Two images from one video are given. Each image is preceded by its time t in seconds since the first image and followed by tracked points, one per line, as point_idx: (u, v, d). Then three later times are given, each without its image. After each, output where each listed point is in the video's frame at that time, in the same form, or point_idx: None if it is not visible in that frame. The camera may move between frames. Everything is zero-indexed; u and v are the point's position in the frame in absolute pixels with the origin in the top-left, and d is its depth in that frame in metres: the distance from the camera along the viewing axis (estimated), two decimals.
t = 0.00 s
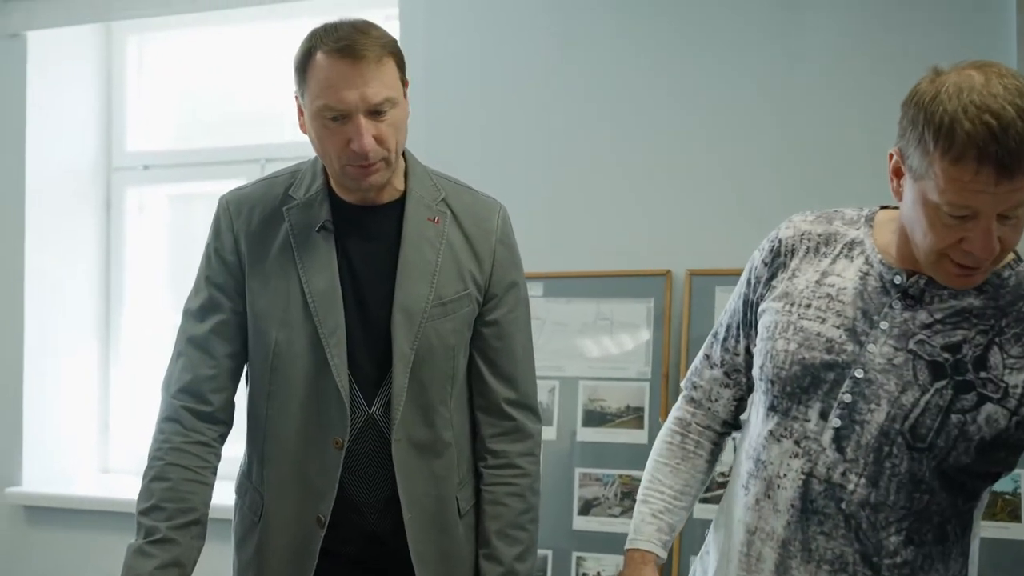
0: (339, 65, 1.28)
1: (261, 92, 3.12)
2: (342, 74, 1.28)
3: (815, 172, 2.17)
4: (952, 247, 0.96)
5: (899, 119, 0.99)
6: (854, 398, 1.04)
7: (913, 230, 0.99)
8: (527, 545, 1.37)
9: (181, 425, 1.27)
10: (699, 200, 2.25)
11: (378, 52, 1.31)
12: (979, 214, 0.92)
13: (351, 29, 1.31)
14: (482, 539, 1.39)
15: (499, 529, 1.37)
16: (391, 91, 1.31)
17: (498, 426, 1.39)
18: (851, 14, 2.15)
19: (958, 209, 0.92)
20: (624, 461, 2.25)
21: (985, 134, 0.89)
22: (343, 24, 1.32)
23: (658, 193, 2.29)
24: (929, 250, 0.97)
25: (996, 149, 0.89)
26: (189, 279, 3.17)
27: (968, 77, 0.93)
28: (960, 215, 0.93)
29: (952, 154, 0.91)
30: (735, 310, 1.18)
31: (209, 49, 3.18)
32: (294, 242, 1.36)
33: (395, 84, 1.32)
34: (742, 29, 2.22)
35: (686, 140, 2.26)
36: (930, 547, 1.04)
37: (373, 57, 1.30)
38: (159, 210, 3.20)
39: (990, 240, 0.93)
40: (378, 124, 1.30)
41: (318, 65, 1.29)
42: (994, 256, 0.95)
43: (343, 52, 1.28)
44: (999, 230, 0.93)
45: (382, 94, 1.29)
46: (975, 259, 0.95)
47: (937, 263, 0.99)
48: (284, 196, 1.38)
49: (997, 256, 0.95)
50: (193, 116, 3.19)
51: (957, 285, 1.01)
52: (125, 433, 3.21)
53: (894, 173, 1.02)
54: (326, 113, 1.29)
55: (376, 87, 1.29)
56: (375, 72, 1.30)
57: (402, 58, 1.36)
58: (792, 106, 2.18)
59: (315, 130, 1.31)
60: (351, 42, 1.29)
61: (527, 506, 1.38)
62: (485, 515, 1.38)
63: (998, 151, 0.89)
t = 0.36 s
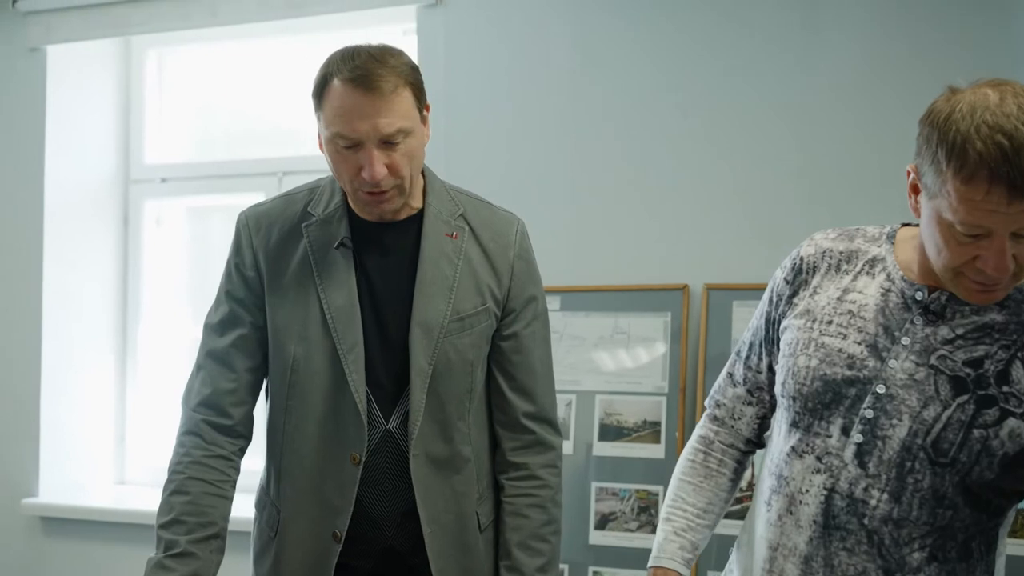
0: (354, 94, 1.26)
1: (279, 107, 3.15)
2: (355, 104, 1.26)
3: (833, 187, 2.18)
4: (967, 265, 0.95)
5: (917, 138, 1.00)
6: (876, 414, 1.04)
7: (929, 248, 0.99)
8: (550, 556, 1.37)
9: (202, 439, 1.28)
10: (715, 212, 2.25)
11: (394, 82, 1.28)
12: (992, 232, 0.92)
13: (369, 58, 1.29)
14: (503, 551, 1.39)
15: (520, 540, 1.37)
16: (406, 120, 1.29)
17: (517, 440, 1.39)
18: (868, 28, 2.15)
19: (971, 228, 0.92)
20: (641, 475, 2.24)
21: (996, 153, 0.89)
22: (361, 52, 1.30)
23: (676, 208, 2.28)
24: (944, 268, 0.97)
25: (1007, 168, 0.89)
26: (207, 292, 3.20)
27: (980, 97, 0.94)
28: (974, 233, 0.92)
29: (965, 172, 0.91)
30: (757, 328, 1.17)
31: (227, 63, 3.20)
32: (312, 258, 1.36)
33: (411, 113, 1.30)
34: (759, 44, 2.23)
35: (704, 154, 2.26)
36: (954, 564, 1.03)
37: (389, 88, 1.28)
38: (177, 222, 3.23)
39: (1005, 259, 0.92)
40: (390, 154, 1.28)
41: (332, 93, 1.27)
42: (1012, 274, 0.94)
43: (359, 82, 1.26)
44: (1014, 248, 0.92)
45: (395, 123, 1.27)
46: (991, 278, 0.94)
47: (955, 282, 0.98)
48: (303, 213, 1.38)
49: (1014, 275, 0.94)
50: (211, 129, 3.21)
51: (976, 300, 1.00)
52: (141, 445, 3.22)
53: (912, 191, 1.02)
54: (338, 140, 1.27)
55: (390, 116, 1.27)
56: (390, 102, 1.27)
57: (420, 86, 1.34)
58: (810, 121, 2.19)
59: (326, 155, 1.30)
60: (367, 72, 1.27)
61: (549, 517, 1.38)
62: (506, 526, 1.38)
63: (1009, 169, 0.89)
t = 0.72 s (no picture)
0: (374, 131, 1.21)
1: (295, 112, 3.16)
2: (375, 141, 1.21)
3: (853, 194, 2.18)
4: (976, 272, 0.96)
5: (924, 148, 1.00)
6: (897, 420, 1.03)
7: (940, 255, 1.00)
8: (572, 565, 1.37)
9: (229, 444, 1.28)
10: (732, 219, 2.26)
11: (416, 117, 1.22)
12: (998, 239, 0.92)
13: (389, 88, 1.22)
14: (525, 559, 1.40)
15: (543, 551, 1.37)
16: (426, 153, 1.24)
17: (540, 447, 1.39)
18: (888, 36, 2.15)
19: (978, 236, 0.93)
20: (658, 482, 2.24)
21: (998, 163, 0.90)
22: (382, 80, 1.24)
23: (693, 215, 2.28)
24: (955, 274, 0.98)
25: (1009, 177, 0.90)
26: (221, 295, 3.20)
27: (982, 106, 0.94)
28: (980, 241, 0.93)
29: (968, 182, 0.92)
30: (778, 340, 1.17)
31: (244, 68, 3.21)
32: (338, 266, 1.35)
33: (432, 145, 1.25)
34: (779, 51, 2.23)
35: (723, 161, 2.27)
36: (978, 569, 1.02)
37: (410, 124, 1.22)
38: (191, 226, 3.24)
39: (1011, 265, 0.93)
40: (410, 184, 1.25)
41: (350, 125, 1.22)
42: (1020, 279, 0.95)
43: (379, 119, 1.20)
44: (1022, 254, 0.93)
45: (416, 158, 1.23)
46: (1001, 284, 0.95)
47: (966, 288, 0.99)
48: (328, 220, 1.37)
49: None
50: (227, 133, 3.23)
51: (988, 307, 1.00)
52: (156, 448, 3.24)
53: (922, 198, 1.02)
54: (357, 171, 1.23)
55: (410, 152, 1.22)
56: (411, 139, 1.22)
57: (443, 112, 1.28)
58: (831, 128, 2.19)
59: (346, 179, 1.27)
60: (387, 108, 1.21)
61: (570, 527, 1.38)
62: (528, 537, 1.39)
63: (1011, 178, 0.90)
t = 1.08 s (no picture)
0: (388, 143, 1.25)
1: (283, 108, 3.16)
2: (389, 153, 1.25)
3: (840, 195, 2.22)
4: (927, 256, 0.99)
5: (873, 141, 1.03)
6: (871, 407, 1.06)
7: (892, 242, 1.02)
8: (569, 561, 1.39)
9: (235, 439, 1.29)
10: (722, 219, 2.30)
11: (429, 129, 1.27)
12: (947, 223, 0.95)
13: (403, 100, 1.26)
14: (523, 555, 1.41)
15: (542, 547, 1.39)
16: (438, 162, 1.28)
17: (541, 445, 1.41)
18: (877, 40, 2.20)
19: (928, 220, 0.95)
20: (648, 478, 2.27)
21: (943, 150, 0.93)
22: (394, 90, 1.27)
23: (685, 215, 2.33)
24: (908, 259, 1.01)
25: (954, 163, 0.92)
26: (207, 291, 3.19)
27: (929, 98, 0.97)
28: (929, 226, 0.96)
29: (915, 170, 0.94)
30: (745, 346, 1.19)
31: (233, 63, 3.21)
32: (344, 263, 1.37)
33: (443, 154, 1.29)
34: (770, 54, 2.27)
35: (714, 161, 2.31)
36: (959, 544, 1.04)
37: (424, 136, 1.26)
38: (178, 222, 3.23)
39: (959, 248, 0.96)
40: (421, 192, 1.29)
41: (363, 136, 1.26)
42: (969, 262, 0.98)
43: (394, 132, 1.25)
44: (968, 237, 0.96)
45: (429, 168, 1.27)
46: (952, 267, 0.98)
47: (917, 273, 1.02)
48: (335, 217, 1.40)
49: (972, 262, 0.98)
50: (215, 129, 3.23)
51: (939, 288, 1.04)
52: (141, 444, 3.23)
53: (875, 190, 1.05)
54: (370, 178, 1.27)
55: (422, 163, 1.27)
56: (424, 150, 1.26)
57: (454, 120, 1.32)
58: (821, 129, 2.23)
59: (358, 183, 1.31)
60: (402, 121, 1.25)
61: (569, 523, 1.40)
62: (527, 532, 1.40)
63: (956, 164, 0.92)
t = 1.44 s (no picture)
0: (381, 149, 1.27)
1: (257, 107, 3.15)
2: (382, 159, 1.27)
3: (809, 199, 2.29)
4: (836, 244, 1.07)
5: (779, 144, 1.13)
6: (812, 395, 1.13)
7: (803, 236, 1.11)
8: (553, 555, 1.43)
9: (227, 434, 1.31)
10: (696, 222, 2.36)
11: (422, 137, 1.29)
12: (851, 211, 1.04)
13: (396, 108, 1.29)
14: (508, 549, 1.45)
15: (526, 540, 1.42)
16: (430, 169, 1.31)
17: (526, 441, 1.45)
18: (848, 48, 2.27)
19: (833, 209, 1.04)
20: (620, 475, 2.31)
21: (841, 142, 1.02)
22: (387, 98, 1.30)
23: (660, 217, 2.39)
24: (818, 251, 1.09)
25: (852, 153, 1.02)
26: (178, 289, 3.18)
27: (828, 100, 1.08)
28: (835, 214, 1.05)
29: (819, 163, 1.04)
30: (679, 359, 1.26)
31: (207, 61, 3.20)
32: (334, 262, 1.39)
33: (435, 161, 1.32)
34: (745, 60, 2.33)
35: (688, 164, 2.37)
36: (905, 513, 1.11)
37: (417, 144, 1.29)
38: (148, 219, 3.21)
39: (864, 233, 1.05)
40: (413, 196, 1.32)
41: (356, 143, 1.29)
42: (874, 249, 1.07)
43: (388, 139, 1.27)
44: (872, 223, 1.05)
45: (420, 175, 1.30)
46: (859, 253, 1.07)
47: (829, 261, 1.10)
48: (325, 215, 1.42)
49: (877, 248, 1.07)
50: (187, 126, 3.21)
51: (849, 278, 1.12)
52: (108, 443, 3.20)
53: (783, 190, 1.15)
54: (362, 183, 1.30)
55: (415, 169, 1.29)
56: (416, 156, 1.29)
57: (445, 126, 1.35)
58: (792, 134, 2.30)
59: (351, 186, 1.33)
60: (395, 129, 1.27)
61: (553, 518, 1.43)
62: (512, 526, 1.44)
63: (854, 154, 1.02)
